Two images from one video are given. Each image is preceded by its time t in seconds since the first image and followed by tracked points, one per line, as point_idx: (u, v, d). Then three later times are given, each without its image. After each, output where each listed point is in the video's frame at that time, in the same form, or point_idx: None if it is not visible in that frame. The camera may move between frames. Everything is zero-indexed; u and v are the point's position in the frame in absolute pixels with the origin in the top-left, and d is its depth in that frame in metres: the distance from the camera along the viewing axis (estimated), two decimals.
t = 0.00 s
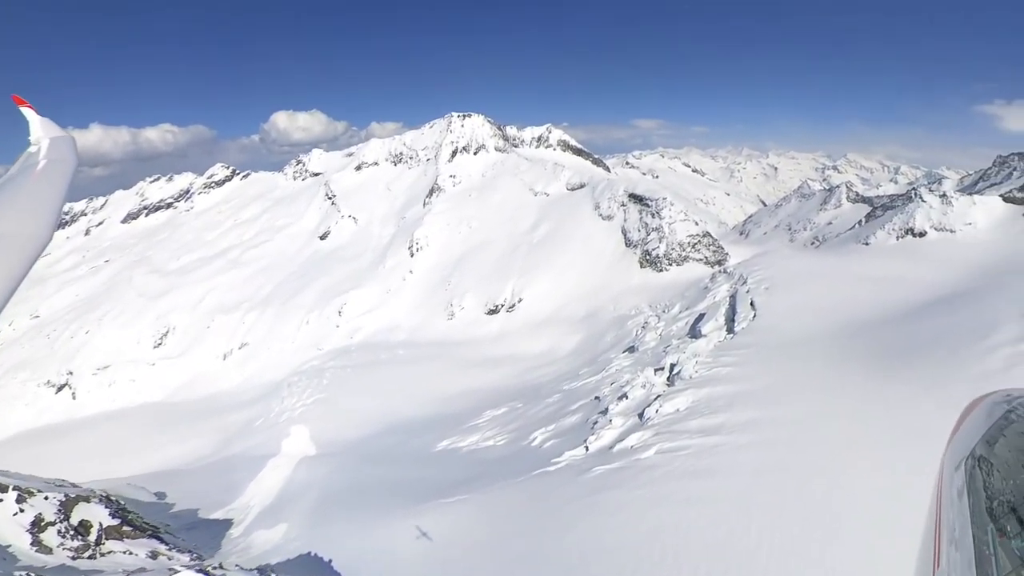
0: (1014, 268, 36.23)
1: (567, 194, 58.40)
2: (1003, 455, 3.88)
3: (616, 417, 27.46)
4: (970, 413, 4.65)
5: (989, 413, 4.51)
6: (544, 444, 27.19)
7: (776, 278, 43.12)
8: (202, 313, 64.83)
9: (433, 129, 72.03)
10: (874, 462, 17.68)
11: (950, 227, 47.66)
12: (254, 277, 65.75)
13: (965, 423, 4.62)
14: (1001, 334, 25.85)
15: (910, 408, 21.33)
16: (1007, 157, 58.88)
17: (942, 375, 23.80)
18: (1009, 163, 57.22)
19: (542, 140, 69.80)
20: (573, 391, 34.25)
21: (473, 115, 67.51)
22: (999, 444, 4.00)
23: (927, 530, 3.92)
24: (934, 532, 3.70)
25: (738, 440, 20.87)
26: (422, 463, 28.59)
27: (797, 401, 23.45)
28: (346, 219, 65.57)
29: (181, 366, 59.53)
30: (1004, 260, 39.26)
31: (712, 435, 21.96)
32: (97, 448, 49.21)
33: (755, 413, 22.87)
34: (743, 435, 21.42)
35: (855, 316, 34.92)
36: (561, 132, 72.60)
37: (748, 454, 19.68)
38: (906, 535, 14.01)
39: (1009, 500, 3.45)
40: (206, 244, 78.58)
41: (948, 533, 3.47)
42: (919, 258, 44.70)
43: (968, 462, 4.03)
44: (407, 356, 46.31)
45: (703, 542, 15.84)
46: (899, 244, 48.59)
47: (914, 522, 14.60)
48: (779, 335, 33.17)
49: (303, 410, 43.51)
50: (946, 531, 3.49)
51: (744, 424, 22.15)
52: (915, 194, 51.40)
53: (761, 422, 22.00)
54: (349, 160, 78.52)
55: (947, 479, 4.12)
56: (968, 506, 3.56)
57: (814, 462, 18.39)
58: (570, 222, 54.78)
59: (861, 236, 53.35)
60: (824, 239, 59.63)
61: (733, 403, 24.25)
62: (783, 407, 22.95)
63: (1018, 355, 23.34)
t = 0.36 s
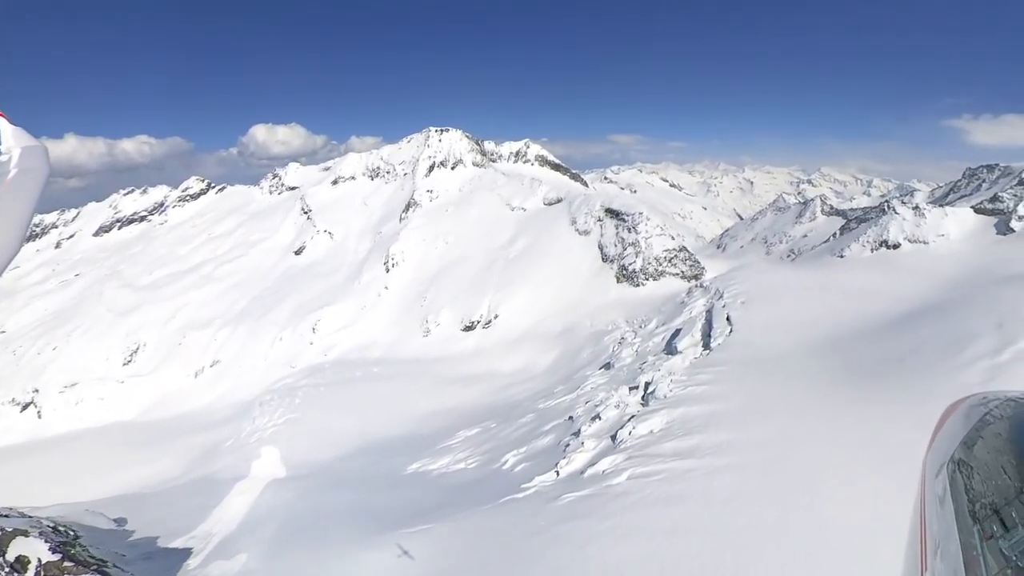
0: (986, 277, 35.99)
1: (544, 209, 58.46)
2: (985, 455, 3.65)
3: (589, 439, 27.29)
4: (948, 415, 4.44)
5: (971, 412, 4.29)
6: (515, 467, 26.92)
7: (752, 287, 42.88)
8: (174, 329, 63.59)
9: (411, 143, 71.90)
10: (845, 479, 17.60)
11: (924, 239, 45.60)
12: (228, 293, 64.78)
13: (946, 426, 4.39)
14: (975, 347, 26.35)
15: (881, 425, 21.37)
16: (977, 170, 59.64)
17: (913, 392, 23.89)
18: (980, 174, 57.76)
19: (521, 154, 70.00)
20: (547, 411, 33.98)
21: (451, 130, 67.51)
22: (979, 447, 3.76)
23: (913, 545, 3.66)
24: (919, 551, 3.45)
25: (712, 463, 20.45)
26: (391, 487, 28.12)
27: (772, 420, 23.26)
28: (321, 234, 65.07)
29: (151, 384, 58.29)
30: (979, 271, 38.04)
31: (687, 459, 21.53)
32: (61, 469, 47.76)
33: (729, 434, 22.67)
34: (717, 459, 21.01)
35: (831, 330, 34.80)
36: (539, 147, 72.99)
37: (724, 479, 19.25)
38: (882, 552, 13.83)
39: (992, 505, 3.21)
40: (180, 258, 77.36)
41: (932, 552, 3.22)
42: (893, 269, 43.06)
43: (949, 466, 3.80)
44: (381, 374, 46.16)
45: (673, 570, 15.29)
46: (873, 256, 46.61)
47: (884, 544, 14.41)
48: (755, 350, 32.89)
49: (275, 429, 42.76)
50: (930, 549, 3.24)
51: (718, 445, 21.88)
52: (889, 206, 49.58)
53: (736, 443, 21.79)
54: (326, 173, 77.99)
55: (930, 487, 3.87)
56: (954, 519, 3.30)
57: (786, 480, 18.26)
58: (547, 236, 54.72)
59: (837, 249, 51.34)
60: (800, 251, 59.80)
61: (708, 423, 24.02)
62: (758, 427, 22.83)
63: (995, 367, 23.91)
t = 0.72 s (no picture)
0: (960, 290, 35.53)
1: (518, 226, 58.34)
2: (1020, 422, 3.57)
3: (557, 465, 26.87)
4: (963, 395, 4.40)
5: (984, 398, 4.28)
6: (482, 495, 26.44)
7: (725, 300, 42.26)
8: (141, 346, 61.90)
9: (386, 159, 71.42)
10: (813, 506, 17.23)
11: (895, 253, 44.31)
12: (197, 310, 63.43)
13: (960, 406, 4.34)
14: (954, 363, 26.89)
15: (851, 449, 21.00)
16: (946, 185, 60.37)
17: (883, 416, 24.07)
18: (947, 189, 58.27)
19: (496, 172, 70.33)
20: (517, 434, 33.57)
21: (426, 146, 67.34)
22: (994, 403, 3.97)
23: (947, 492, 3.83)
24: (953, 513, 3.37)
25: (684, 492, 19.57)
26: (353, 517, 27.42)
27: (746, 444, 22.61)
28: (293, 250, 64.33)
29: (116, 404, 56.54)
30: (954, 283, 37.49)
31: (659, 487, 20.57)
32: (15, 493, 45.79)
33: (703, 459, 21.91)
34: (690, 486, 20.11)
35: (805, 347, 34.45)
36: (515, 165, 73.53)
37: (701, 508, 18.21)
38: None
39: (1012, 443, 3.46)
40: (149, 273, 75.61)
41: (977, 514, 3.10)
42: (865, 283, 42.17)
43: (974, 436, 3.73)
44: (351, 395, 45.51)
45: None
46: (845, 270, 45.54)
47: None
48: (728, 369, 32.44)
49: (241, 452, 41.66)
50: (974, 509, 3.14)
51: (691, 472, 21.03)
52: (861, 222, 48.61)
53: (711, 468, 20.91)
54: (300, 188, 77.21)
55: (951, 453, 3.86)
56: (990, 477, 3.26)
57: (756, 507, 17.74)
58: (522, 254, 54.44)
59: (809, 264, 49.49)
60: (772, 267, 60.48)
61: (680, 448, 23.30)
62: (732, 451, 22.03)
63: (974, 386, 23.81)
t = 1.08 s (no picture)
0: (925, 302, 35.55)
1: (489, 240, 58.03)
2: None
3: (522, 491, 26.41)
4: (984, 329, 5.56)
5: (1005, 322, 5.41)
6: (444, 523, 25.82)
7: (694, 312, 42.36)
8: (101, 362, 59.75)
9: (357, 172, 70.73)
10: (773, 525, 17.01)
11: (863, 265, 44.19)
12: (160, 326, 61.59)
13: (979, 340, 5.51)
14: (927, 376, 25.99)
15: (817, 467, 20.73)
16: (909, 197, 61.50)
17: (852, 433, 23.47)
18: (911, 202, 59.29)
19: (469, 185, 71.37)
20: (484, 455, 33.01)
21: (398, 159, 66.88)
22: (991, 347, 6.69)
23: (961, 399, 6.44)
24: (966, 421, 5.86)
25: (649, 519, 19.06)
26: (313, 544, 26.49)
27: (713, 466, 22.29)
28: (261, 264, 63.19)
29: (73, 423, 54.37)
30: (922, 293, 37.29)
31: (626, 513, 20.03)
32: None
33: (670, 484, 21.52)
34: (656, 513, 19.66)
35: (773, 362, 34.43)
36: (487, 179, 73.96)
37: (668, 534, 17.75)
38: None
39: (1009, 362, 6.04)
40: (111, 286, 73.35)
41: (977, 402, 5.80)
42: (835, 296, 41.86)
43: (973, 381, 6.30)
44: (317, 414, 44.65)
45: None
46: (814, 283, 45.35)
47: None
48: (696, 387, 32.21)
49: (202, 475, 40.31)
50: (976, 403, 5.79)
51: (659, 497, 20.61)
52: (829, 235, 48.63)
53: (678, 493, 20.54)
54: (270, 202, 76.01)
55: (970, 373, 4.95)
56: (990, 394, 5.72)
57: (721, 532, 17.30)
58: (493, 268, 54.08)
59: (779, 278, 49.84)
60: (742, 280, 60.91)
61: (648, 472, 22.93)
62: (699, 475, 21.72)
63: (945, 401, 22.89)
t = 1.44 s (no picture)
0: (882, 308, 35.96)
1: (454, 249, 57.32)
2: (982, 299, 4.83)
3: (482, 512, 25.52)
4: (937, 302, 5.71)
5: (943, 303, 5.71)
6: (400, 547, 24.81)
7: (657, 320, 42.45)
8: (51, 378, 57.11)
9: (321, 180, 69.50)
10: (736, 545, 16.40)
11: (824, 272, 44.64)
12: (115, 339, 59.26)
13: (936, 310, 5.69)
14: (892, 381, 25.70)
15: (778, 481, 20.35)
16: (866, 205, 62.89)
17: (816, 443, 23.13)
18: (868, 210, 60.61)
19: (435, 194, 71.20)
20: (446, 472, 32.16)
21: (363, 167, 65.85)
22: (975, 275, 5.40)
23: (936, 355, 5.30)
24: (950, 383, 4.78)
25: (611, 543, 18.04)
26: (264, 571, 25.21)
27: (676, 483, 21.63)
28: (221, 274, 61.56)
29: (19, 443, 51.67)
30: (882, 299, 37.59)
31: (587, 535, 19.06)
32: None
33: (633, 503, 20.72)
34: (619, 533, 18.83)
35: (735, 369, 34.34)
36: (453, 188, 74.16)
37: (632, 560, 16.81)
38: None
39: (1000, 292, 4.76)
40: (63, 298, 70.47)
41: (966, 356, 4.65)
42: (797, 303, 42.10)
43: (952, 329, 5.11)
44: (278, 430, 43.26)
45: None
46: (777, 290, 45.64)
47: None
48: (660, 397, 31.85)
49: (154, 496, 38.63)
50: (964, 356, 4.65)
51: (621, 517, 19.81)
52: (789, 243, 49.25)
53: (641, 513, 19.79)
54: (230, 210, 74.17)
55: (936, 369, 5.06)
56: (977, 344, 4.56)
57: (685, 554, 16.55)
58: (457, 278, 53.34)
59: (741, 285, 50.39)
60: (706, 287, 61.43)
61: (611, 490, 22.23)
62: (662, 492, 21.06)
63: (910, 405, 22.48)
